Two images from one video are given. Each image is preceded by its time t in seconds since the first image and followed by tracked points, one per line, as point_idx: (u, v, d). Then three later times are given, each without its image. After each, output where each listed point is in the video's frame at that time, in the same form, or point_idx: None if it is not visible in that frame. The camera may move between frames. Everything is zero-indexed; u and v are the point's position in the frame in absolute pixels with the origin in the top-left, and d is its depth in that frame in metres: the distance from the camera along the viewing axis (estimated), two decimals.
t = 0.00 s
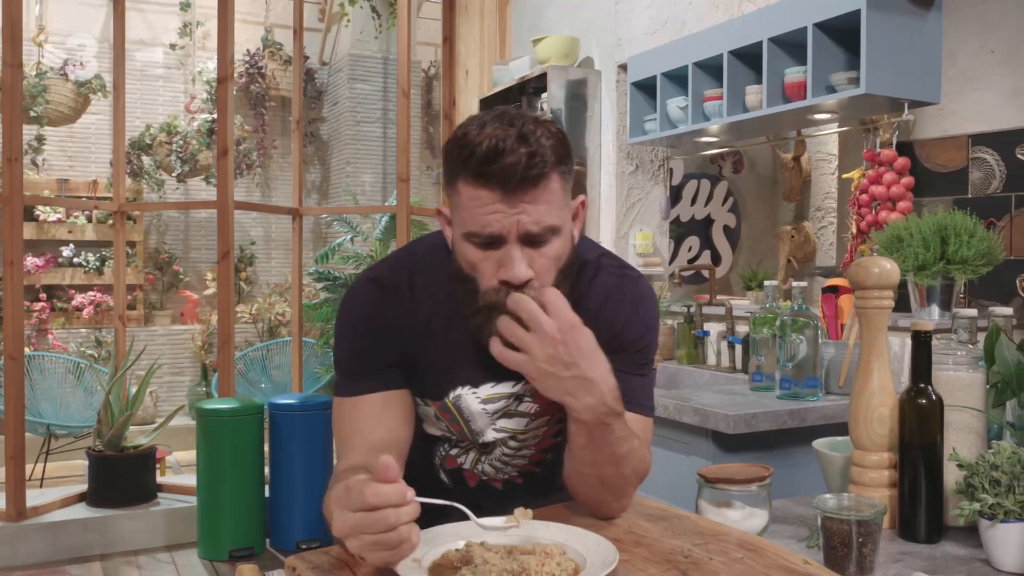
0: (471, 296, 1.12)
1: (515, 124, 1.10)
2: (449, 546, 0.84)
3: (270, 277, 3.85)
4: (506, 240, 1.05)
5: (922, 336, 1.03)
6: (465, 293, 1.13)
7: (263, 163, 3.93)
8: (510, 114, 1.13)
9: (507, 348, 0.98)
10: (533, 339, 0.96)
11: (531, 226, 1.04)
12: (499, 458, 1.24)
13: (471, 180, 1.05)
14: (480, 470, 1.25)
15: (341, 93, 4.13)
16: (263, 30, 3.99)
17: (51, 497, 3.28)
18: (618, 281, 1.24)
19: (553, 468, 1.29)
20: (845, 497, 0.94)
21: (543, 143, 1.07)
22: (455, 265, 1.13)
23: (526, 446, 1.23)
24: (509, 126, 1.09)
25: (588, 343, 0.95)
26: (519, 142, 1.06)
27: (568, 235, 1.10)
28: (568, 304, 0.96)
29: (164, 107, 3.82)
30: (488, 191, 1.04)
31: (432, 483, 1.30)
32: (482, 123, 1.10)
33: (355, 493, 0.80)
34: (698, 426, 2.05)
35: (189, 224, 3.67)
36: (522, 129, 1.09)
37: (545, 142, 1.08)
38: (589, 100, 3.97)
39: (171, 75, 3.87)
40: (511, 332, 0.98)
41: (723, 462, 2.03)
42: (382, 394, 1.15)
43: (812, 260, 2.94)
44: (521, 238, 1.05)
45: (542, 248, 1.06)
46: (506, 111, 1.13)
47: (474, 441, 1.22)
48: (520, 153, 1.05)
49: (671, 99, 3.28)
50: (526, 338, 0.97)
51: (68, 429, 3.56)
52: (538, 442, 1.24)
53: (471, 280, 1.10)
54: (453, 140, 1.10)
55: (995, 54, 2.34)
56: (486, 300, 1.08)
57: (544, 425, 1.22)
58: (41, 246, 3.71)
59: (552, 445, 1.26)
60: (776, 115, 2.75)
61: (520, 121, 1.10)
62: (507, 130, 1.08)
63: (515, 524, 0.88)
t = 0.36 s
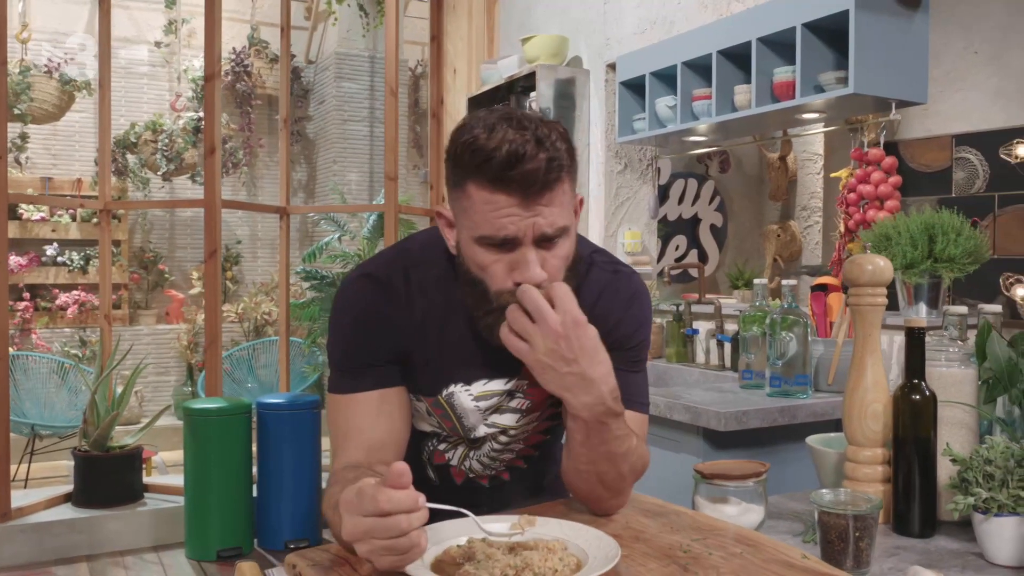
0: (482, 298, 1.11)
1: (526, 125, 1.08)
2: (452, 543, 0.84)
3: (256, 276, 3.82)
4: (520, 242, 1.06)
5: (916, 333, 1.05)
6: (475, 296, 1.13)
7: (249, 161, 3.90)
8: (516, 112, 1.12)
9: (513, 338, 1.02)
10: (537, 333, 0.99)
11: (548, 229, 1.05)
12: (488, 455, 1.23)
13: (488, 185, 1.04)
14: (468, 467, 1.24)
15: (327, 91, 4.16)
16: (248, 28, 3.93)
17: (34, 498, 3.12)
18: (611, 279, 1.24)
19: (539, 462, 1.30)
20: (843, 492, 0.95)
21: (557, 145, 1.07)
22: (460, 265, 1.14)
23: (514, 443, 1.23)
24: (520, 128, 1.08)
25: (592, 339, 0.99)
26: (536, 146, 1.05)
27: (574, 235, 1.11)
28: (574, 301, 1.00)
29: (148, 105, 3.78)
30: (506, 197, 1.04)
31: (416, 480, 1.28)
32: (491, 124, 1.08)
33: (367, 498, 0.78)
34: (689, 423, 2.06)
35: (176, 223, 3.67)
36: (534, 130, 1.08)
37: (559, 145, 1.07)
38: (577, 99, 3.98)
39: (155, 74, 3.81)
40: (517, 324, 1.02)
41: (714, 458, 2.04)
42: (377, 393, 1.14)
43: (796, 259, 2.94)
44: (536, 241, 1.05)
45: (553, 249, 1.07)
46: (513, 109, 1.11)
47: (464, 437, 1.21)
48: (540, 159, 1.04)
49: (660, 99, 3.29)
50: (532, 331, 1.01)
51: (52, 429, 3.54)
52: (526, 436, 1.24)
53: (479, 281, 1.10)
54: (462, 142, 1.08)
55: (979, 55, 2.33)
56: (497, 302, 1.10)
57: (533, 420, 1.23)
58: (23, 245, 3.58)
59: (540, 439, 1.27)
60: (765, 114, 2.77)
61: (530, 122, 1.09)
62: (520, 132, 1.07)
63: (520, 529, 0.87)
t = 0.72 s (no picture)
0: (493, 297, 1.11)
1: (544, 127, 1.09)
2: (454, 537, 0.84)
3: (242, 275, 3.80)
4: (537, 241, 1.06)
5: (910, 328, 1.05)
6: (484, 292, 1.12)
7: (234, 160, 3.83)
8: (531, 112, 1.12)
9: (533, 328, 1.02)
10: (557, 322, 0.99)
11: (565, 230, 1.06)
12: (490, 450, 1.23)
13: (508, 186, 1.04)
14: (468, 463, 1.24)
15: (313, 89, 4.13)
16: (233, 26, 3.86)
17: (17, 499, 2.96)
18: (615, 276, 1.23)
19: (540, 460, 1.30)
20: (840, 486, 0.95)
21: (576, 147, 1.08)
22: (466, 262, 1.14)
23: (516, 439, 1.24)
24: (539, 129, 1.08)
25: (611, 331, 0.98)
26: (557, 148, 1.05)
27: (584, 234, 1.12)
28: (595, 293, 0.98)
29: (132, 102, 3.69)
30: (525, 198, 1.04)
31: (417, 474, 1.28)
32: (508, 125, 1.08)
33: (372, 490, 0.78)
34: (680, 420, 2.06)
35: (160, 221, 3.60)
36: (553, 132, 1.09)
37: (578, 148, 1.08)
38: (565, 97, 3.98)
39: (140, 72, 3.70)
40: (537, 315, 1.02)
41: (704, 455, 2.05)
42: (380, 389, 1.12)
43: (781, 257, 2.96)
44: (552, 242, 1.06)
45: (566, 248, 1.08)
46: (529, 110, 1.11)
47: (466, 433, 1.21)
48: (562, 162, 1.05)
49: (648, 97, 3.30)
50: (552, 321, 1.00)
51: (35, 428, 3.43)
52: (527, 432, 1.25)
53: (491, 283, 1.10)
54: (480, 141, 1.07)
55: (962, 55, 2.31)
56: (512, 300, 1.10)
57: (535, 416, 1.23)
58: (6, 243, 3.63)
59: (542, 435, 1.27)
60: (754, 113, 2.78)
61: (547, 123, 1.10)
62: (540, 133, 1.07)
63: (523, 521, 0.87)
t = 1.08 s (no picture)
0: (489, 292, 1.11)
1: (545, 124, 1.09)
2: (454, 533, 0.84)
3: (225, 274, 3.78)
4: (533, 236, 1.06)
5: (904, 324, 1.06)
6: (481, 287, 1.12)
7: (218, 158, 3.79)
8: (533, 109, 1.12)
9: (530, 332, 1.01)
10: (554, 326, 0.99)
11: (563, 225, 1.06)
12: (484, 447, 1.23)
13: (506, 180, 1.04)
14: (463, 459, 1.23)
15: (297, 87, 4.10)
16: (216, 23, 3.81)
17: None
18: (611, 272, 1.24)
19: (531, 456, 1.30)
20: (837, 480, 0.96)
21: (576, 144, 1.08)
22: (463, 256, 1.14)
23: (510, 435, 1.23)
24: (539, 126, 1.09)
25: (608, 334, 0.99)
26: (556, 144, 1.05)
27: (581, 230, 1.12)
28: (592, 296, 0.99)
29: (115, 99, 3.60)
30: (524, 192, 1.04)
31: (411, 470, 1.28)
32: (508, 120, 1.09)
33: (376, 485, 0.78)
34: (669, 416, 2.07)
35: (143, 218, 3.59)
36: (554, 129, 1.09)
37: (578, 145, 1.09)
38: (552, 95, 3.99)
39: (122, 69, 3.60)
40: (534, 320, 1.01)
41: (694, 452, 2.06)
42: (376, 386, 1.12)
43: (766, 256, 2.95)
44: (549, 237, 1.06)
45: (563, 245, 1.08)
46: (531, 106, 1.11)
47: (462, 429, 1.21)
48: (562, 158, 1.05)
49: (635, 95, 3.30)
50: (548, 324, 1.00)
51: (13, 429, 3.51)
52: (522, 428, 1.24)
53: (487, 276, 1.10)
54: (480, 135, 1.07)
55: (944, 56, 2.33)
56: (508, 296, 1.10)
57: (530, 412, 1.22)
58: None
59: (536, 432, 1.27)
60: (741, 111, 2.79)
61: (549, 120, 1.10)
62: (540, 129, 1.08)
63: (525, 515, 0.88)
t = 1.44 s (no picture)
0: (479, 282, 1.10)
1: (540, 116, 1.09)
2: (455, 530, 0.84)
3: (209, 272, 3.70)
4: (525, 226, 1.06)
5: (898, 320, 1.07)
6: (471, 279, 1.11)
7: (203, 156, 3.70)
8: (529, 103, 1.13)
9: (523, 327, 1.00)
10: (547, 322, 0.98)
11: (555, 213, 1.05)
12: (478, 444, 1.23)
13: (497, 169, 1.04)
14: (457, 457, 1.23)
15: (282, 85, 4.08)
16: (200, 20, 3.77)
17: None
18: (605, 269, 1.24)
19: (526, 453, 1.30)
20: (833, 476, 0.96)
21: (568, 136, 1.08)
22: (456, 248, 1.14)
23: (504, 432, 1.23)
24: (533, 117, 1.09)
25: (602, 329, 0.98)
26: (548, 134, 1.05)
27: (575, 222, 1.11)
28: (585, 291, 0.98)
29: (97, 97, 3.58)
30: (515, 180, 1.04)
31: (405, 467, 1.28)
32: (503, 112, 1.09)
33: (377, 482, 0.77)
34: (660, 414, 2.07)
35: (126, 218, 3.53)
36: (548, 121, 1.09)
37: (571, 137, 1.08)
38: (539, 94, 3.99)
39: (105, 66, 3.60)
40: (527, 315, 1.00)
41: (684, 449, 2.06)
42: (372, 383, 1.12)
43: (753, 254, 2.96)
44: (541, 228, 1.05)
45: (555, 236, 1.07)
46: (526, 100, 1.12)
47: (457, 427, 1.21)
48: (553, 148, 1.04)
49: (624, 94, 3.30)
50: (541, 320, 0.99)
51: None
52: (516, 425, 1.24)
53: (479, 266, 1.09)
54: (474, 125, 1.08)
55: (927, 56, 2.37)
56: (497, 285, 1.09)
57: (524, 409, 1.22)
58: None
59: (530, 429, 1.27)
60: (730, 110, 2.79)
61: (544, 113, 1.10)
62: (534, 120, 1.08)
63: (524, 512, 0.88)
